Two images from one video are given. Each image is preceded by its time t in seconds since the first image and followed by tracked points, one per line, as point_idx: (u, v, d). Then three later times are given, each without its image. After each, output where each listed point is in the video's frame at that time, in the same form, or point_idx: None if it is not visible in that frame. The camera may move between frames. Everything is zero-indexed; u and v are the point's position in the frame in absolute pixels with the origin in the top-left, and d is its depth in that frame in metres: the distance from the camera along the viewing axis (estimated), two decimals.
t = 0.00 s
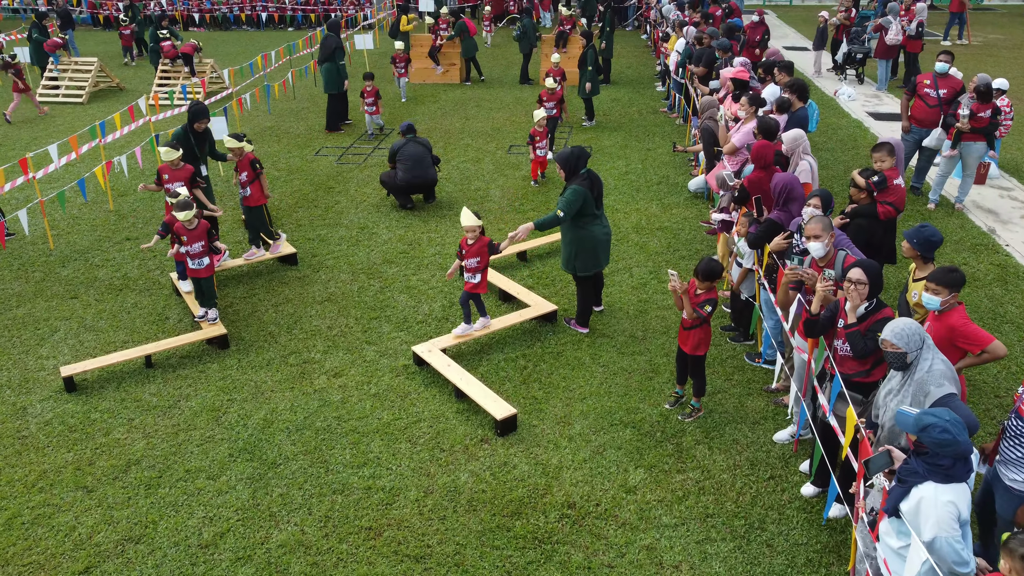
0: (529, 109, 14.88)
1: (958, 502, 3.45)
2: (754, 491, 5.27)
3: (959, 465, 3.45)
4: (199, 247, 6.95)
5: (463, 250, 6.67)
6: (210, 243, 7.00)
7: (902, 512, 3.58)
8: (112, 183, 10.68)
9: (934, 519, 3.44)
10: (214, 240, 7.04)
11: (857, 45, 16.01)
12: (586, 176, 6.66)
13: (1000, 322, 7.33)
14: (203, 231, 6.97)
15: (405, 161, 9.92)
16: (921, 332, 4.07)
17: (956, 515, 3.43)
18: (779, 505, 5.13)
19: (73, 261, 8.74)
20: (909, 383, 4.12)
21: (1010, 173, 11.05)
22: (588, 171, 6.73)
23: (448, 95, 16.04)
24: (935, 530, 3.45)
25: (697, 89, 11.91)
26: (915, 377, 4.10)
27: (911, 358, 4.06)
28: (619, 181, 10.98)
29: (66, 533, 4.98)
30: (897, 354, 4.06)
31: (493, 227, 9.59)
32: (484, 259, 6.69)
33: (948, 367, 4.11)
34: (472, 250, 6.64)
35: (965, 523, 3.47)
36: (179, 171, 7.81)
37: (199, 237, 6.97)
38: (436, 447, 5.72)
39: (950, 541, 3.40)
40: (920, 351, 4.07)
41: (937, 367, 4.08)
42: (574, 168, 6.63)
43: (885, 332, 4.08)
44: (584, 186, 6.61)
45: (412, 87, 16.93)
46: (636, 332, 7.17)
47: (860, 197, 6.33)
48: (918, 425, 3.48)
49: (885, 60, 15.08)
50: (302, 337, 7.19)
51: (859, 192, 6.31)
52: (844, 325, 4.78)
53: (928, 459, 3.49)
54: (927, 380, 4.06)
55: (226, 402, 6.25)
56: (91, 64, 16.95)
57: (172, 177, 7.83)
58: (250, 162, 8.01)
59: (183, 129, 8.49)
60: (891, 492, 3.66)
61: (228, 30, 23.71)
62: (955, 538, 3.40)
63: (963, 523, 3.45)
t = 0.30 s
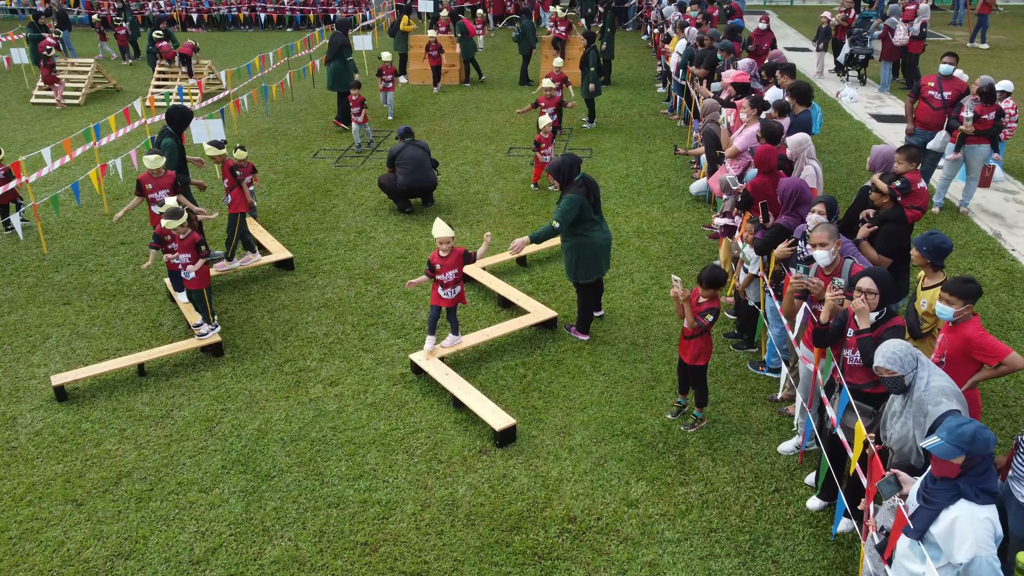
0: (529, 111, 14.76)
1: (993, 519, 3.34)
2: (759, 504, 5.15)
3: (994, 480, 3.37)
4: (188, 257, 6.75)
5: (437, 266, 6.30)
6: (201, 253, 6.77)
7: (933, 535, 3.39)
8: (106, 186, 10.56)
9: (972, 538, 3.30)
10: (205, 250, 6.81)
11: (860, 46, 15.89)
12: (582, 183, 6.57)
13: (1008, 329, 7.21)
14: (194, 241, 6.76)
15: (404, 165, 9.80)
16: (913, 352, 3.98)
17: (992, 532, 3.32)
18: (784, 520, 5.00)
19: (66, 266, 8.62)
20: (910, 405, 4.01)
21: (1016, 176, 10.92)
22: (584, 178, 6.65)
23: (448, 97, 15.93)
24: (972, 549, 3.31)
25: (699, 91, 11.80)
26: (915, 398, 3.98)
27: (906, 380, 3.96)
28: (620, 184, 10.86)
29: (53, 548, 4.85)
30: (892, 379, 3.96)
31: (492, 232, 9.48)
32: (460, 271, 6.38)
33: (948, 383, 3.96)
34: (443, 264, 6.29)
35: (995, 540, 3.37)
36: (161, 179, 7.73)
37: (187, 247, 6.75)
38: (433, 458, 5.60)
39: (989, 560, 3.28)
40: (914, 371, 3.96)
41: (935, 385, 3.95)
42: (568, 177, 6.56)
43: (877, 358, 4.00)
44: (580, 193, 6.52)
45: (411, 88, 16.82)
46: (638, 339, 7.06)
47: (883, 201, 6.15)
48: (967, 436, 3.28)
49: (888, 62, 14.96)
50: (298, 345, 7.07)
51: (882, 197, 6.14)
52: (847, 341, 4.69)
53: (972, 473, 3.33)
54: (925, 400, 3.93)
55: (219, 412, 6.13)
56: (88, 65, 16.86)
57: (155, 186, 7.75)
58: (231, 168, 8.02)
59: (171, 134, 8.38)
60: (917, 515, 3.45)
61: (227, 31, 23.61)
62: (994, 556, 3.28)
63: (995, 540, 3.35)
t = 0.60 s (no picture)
0: (529, 112, 14.65)
1: None
2: (764, 517, 5.03)
3: None
4: (174, 268, 6.48)
5: (423, 280, 6.06)
6: (187, 265, 6.49)
7: (959, 557, 3.28)
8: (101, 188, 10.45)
9: (1001, 560, 3.17)
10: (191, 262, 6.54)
11: (862, 46, 15.79)
12: (582, 187, 6.47)
13: (1015, 334, 7.10)
14: (180, 252, 6.47)
15: (403, 168, 9.68)
16: (939, 362, 3.85)
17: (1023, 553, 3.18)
18: (791, 534, 4.88)
19: (60, 271, 8.51)
20: (931, 417, 3.91)
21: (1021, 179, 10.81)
22: (584, 182, 6.55)
23: (447, 98, 15.83)
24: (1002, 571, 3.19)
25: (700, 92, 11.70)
26: (937, 411, 3.88)
27: (931, 391, 3.83)
28: (621, 186, 10.75)
29: (40, 563, 4.74)
30: (917, 388, 3.84)
31: (491, 235, 9.37)
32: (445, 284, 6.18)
33: (970, 397, 3.86)
34: (427, 278, 6.07)
35: None
36: (155, 187, 7.55)
37: (173, 258, 6.47)
38: (431, 470, 5.49)
39: None
40: (939, 383, 3.84)
41: (959, 398, 3.85)
42: (568, 181, 6.47)
43: (902, 365, 3.86)
44: (580, 198, 6.42)
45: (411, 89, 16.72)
46: (639, 346, 6.94)
47: (898, 206, 6.06)
48: (997, 457, 3.15)
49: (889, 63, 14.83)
50: (294, 352, 6.96)
51: (896, 201, 6.05)
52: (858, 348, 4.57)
53: (999, 493, 3.21)
54: (949, 413, 3.84)
55: (213, 422, 6.02)
56: (86, 65, 16.76)
57: (147, 194, 7.57)
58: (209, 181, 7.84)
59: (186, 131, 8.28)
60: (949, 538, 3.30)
61: (226, 31, 23.50)
62: None
63: None
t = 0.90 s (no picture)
0: (529, 113, 14.54)
1: None
2: (769, 531, 4.91)
3: None
4: (159, 283, 6.32)
5: (425, 302, 5.76)
6: (173, 279, 6.33)
7: None
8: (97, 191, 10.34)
9: None
10: (177, 275, 6.37)
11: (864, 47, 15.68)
12: (581, 184, 6.42)
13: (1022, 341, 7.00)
14: (165, 265, 6.29)
15: (400, 171, 9.56)
16: (957, 375, 3.73)
17: None
18: (797, 548, 4.76)
19: (54, 276, 8.40)
20: (946, 430, 3.79)
21: None
22: (589, 180, 6.49)
23: (446, 99, 15.72)
24: None
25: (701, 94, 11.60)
26: (952, 424, 3.76)
27: (947, 404, 3.72)
28: (622, 189, 10.64)
29: None
30: (933, 400, 3.73)
31: (491, 239, 9.26)
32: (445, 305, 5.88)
33: (987, 411, 3.75)
34: (428, 299, 5.77)
35: None
36: (155, 192, 7.41)
37: (156, 272, 6.30)
38: (429, 481, 5.37)
39: None
40: (956, 396, 3.73)
41: (976, 413, 3.73)
42: (569, 177, 6.46)
43: (919, 375, 3.75)
44: (576, 195, 6.37)
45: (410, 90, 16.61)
46: (641, 353, 6.83)
47: (900, 211, 5.97)
48: (981, 485, 3.05)
49: (892, 64, 14.73)
50: (290, 359, 6.85)
51: (899, 207, 5.96)
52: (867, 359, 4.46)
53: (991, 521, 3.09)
54: (965, 427, 3.72)
55: (208, 431, 5.91)
56: (83, 66, 16.65)
57: (148, 200, 7.43)
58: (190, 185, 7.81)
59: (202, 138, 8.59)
60: (939, 554, 3.27)
61: (224, 32, 23.40)
62: None
63: None
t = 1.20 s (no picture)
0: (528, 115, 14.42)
1: None
2: (774, 545, 4.80)
3: None
4: (131, 295, 6.11)
5: (441, 325, 5.47)
6: (144, 291, 6.10)
7: None
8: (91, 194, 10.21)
9: None
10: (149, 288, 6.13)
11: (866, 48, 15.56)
12: (587, 172, 6.40)
13: None
14: (136, 277, 6.10)
15: (398, 174, 9.44)
16: (991, 391, 3.60)
17: None
18: (802, 563, 4.65)
19: (47, 281, 8.28)
20: (966, 445, 3.68)
21: None
22: (594, 168, 6.46)
23: (445, 101, 15.60)
24: None
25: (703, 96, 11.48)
26: (975, 440, 3.65)
27: (974, 419, 3.61)
28: (622, 192, 10.53)
29: None
30: (961, 410, 3.61)
31: (490, 243, 9.15)
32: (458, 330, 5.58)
33: (1009, 431, 3.66)
34: (445, 322, 5.49)
35: None
36: (150, 199, 7.27)
37: (129, 285, 6.10)
38: (426, 494, 5.26)
39: None
40: (985, 412, 3.61)
41: (1001, 432, 3.63)
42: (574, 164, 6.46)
43: (951, 385, 3.63)
44: (580, 183, 6.37)
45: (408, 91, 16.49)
46: (643, 361, 6.72)
47: (906, 222, 5.96)
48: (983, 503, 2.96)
49: (895, 65, 14.61)
50: (285, 367, 6.73)
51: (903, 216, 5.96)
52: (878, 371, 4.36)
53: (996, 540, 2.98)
54: (988, 445, 3.63)
55: (201, 442, 5.79)
56: (81, 68, 16.51)
57: (142, 207, 7.27)
58: (174, 189, 7.71)
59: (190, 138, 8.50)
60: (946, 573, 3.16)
61: (223, 32, 23.27)
62: None
63: None
